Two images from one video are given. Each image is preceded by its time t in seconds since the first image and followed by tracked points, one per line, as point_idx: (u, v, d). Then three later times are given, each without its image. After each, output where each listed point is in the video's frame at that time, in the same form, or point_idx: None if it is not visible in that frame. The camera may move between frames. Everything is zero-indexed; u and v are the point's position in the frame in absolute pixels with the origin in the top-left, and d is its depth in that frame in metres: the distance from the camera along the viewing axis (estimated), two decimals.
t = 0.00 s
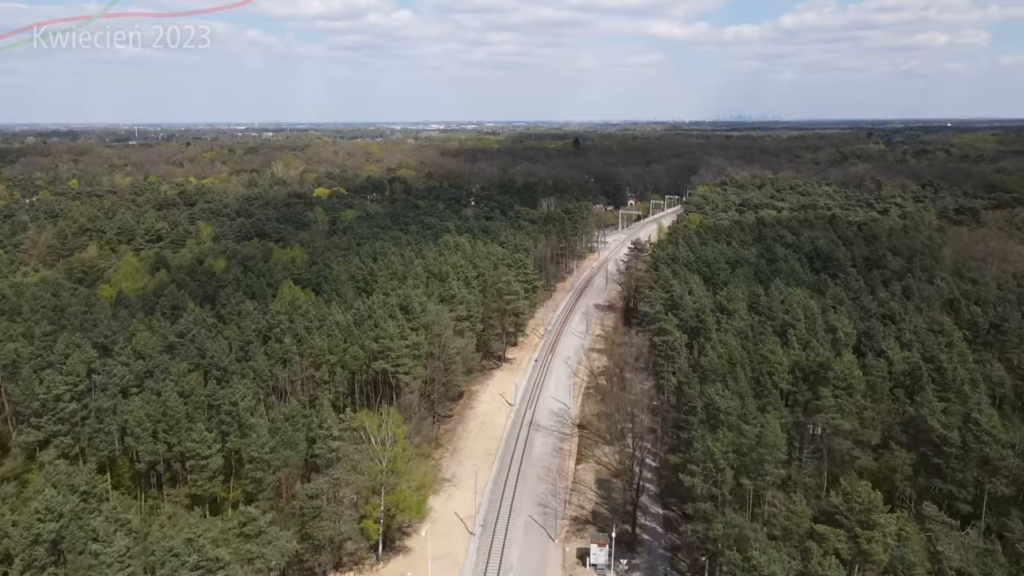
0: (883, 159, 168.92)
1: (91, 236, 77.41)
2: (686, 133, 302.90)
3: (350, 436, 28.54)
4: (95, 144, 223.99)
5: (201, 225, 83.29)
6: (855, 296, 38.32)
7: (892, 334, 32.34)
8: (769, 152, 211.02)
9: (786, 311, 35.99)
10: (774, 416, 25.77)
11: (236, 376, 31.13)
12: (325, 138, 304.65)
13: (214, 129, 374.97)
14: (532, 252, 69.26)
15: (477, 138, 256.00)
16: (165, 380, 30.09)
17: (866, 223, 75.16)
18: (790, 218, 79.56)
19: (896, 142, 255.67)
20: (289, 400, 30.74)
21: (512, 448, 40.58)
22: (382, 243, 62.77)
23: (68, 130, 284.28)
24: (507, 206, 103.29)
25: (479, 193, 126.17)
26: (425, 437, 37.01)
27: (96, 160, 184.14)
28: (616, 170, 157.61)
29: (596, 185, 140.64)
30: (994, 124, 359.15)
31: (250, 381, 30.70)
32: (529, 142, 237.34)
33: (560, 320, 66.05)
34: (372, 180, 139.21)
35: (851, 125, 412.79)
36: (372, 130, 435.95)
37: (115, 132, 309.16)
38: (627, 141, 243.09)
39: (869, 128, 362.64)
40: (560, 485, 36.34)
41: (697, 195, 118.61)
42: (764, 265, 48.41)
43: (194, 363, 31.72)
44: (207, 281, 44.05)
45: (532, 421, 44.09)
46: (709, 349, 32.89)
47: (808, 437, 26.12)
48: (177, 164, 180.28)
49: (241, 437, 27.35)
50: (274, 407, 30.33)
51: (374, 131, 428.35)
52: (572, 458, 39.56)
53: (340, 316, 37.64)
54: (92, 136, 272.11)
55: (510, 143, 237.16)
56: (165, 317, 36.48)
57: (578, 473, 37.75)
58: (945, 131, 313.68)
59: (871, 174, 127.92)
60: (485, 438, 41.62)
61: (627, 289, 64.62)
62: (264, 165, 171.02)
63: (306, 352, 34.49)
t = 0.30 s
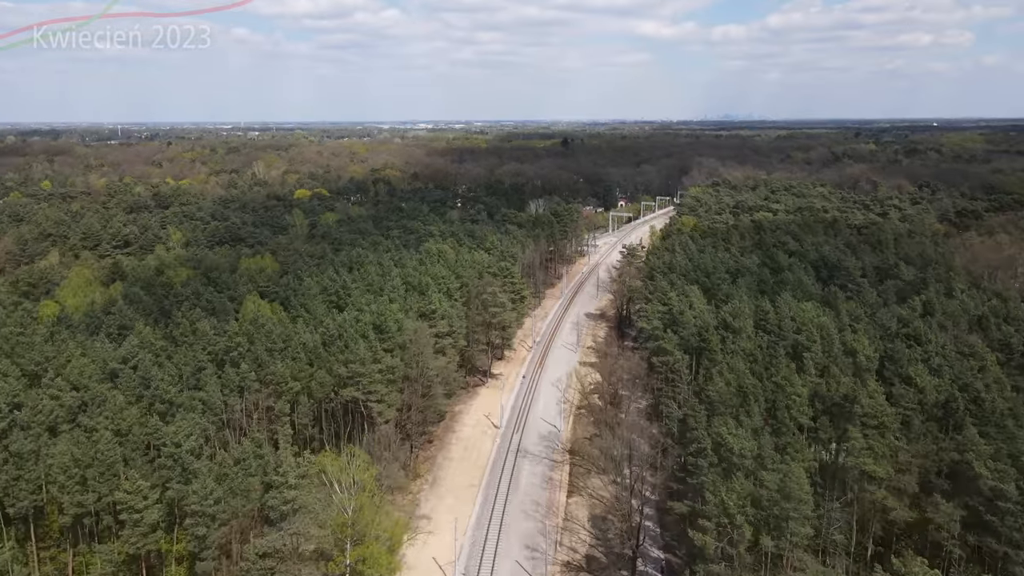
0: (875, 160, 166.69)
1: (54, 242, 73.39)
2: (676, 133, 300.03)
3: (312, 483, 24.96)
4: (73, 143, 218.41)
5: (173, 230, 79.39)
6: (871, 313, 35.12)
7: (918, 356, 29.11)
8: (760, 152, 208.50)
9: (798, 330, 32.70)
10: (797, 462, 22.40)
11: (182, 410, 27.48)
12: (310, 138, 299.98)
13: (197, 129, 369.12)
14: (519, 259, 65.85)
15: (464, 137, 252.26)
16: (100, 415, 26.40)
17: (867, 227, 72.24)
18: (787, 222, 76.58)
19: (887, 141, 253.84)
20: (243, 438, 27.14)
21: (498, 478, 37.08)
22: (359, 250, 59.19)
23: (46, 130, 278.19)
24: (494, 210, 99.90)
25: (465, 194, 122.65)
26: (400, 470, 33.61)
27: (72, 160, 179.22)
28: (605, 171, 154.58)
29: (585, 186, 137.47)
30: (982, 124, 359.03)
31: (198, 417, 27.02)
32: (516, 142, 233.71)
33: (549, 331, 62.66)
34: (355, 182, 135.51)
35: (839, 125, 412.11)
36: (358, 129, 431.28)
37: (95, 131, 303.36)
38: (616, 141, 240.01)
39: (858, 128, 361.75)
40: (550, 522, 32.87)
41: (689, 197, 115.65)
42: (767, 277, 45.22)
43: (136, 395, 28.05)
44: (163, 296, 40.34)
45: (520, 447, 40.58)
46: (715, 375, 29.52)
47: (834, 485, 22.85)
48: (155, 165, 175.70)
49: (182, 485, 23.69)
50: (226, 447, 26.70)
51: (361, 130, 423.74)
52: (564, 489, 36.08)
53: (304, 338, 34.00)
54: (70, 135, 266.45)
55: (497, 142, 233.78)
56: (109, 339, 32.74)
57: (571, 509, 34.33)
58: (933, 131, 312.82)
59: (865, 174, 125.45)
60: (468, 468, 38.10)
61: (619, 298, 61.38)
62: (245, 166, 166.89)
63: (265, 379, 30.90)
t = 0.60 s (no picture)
0: (873, 160, 163.85)
1: (19, 249, 69.64)
2: (669, 133, 297.27)
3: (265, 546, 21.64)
4: (55, 142, 213.70)
5: (146, 236, 75.65)
6: (895, 334, 31.83)
7: (957, 387, 25.84)
8: (755, 152, 205.70)
9: (817, 355, 29.35)
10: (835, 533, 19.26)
11: (117, 455, 23.87)
12: (299, 138, 295.47)
13: (184, 128, 364.27)
14: (509, 267, 62.45)
15: (456, 137, 248.62)
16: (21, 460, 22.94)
17: (872, 231, 69.18)
18: (789, 227, 73.38)
19: (884, 141, 251.19)
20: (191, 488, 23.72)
21: (485, 515, 33.62)
22: (339, 258, 55.63)
23: (29, 128, 273.30)
24: (483, 214, 96.48)
25: (455, 196, 119.15)
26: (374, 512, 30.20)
27: (53, 160, 175.02)
28: (598, 171, 151.42)
29: (578, 187, 134.25)
30: (975, 124, 357.86)
31: (138, 462, 23.64)
32: (508, 142, 230.10)
33: (541, 343, 59.25)
34: (342, 183, 131.91)
35: (832, 125, 410.26)
36: (348, 129, 426.86)
37: (79, 130, 298.33)
38: (610, 141, 236.76)
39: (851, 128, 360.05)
40: (542, 569, 29.50)
41: (685, 199, 112.58)
42: (776, 291, 41.94)
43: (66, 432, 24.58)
44: (117, 313, 36.79)
45: (509, 477, 37.10)
46: (729, 409, 26.19)
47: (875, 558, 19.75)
48: (138, 165, 171.59)
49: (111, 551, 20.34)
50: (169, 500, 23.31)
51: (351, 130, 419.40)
52: (557, 528, 32.66)
53: (267, 365, 30.39)
54: (53, 135, 261.62)
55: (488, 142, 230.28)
56: (47, 366, 29.24)
57: (566, 554, 30.99)
58: (927, 130, 310.84)
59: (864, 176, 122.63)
60: (452, 503, 34.66)
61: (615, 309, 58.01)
62: (230, 167, 162.88)
63: (218, 414, 27.30)
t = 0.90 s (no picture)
0: (870, 161, 161.30)
1: None
2: (663, 133, 294.39)
3: None
4: (36, 142, 209.13)
5: (117, 241, 71.96)
6: (928, 358, 28.58)
7: (1009, 426, 22.64)
8: (750, 152, 202.73)
9: (843, 385, 26.18)
10: None
11: (33, 515, 20.61)
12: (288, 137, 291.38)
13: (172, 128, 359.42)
14: (499, 275, 59.02)
15: (447, 138, 244.88)
16: None
17: (880, 237, 66.08)
18: (792, 231, 70.32)
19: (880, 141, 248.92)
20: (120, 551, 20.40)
21: (470, 558, 30.10)
22: (316, 267, 52.10)
23: (13, 127, 268.00)
24: (474, 217, 93.13)
25: (445, 198, 115.63)
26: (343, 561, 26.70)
27: (32, 160, 170.48)
28: (592, 172, 148.18)
29: (571, 188, 131.01)
30: (968, 123, 356.65)
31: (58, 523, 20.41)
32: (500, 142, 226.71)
33: (534, 357, 55.86)
34: (329, 184, 128.21)
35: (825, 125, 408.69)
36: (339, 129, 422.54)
37: (64, 129, 293.13)
38: (602, 142, 233.76)
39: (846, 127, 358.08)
40: None
41: (681, 201, 109.55)
42: (787, 307, 38.74)
43: None
44: (63, 333, 33.31)
45: (498, 512, 33.59)
46: (750, 450, 22.99)
47: None
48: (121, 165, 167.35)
49: None
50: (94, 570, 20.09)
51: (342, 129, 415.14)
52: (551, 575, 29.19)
53: (223, 396, 26.86)
54: (37, 134, 256.67)
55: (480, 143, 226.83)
56: None
57: None
58: (922, 130, 309.01)
59: (864, 176, 119.80)
60: (435, 544, 31.17)
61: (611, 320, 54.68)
62: (214, 167, 158.86)
63: (161, 458, 23.87)
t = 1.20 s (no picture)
0: (868, 161, 158.80)
1: None
2: (657, 132, 292.18)
3: None
4: (17, 141, 204.51)
5: (87, 247, 68.22)
6: (973, 393, 25.58)
7: None
8: (746, 152, 199.93)
9: (885, 425, 22.82)
10: None
11: None
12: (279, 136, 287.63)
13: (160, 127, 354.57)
14: (490, 285, 55.70)
15: (439, 138, 241.22)
16: None
17: (891, 243, 63.08)
18: (796, 236, 67.44)
19: (877, 141, 246.14)
20: None
21: None
22: (293, 277, 48.68)
23: None
24: (464, 221, 89.82)
25: (435, 200, 112.19)
26: None
27: (11, 160, 165.81)
28: (586, 172, 144.99)
29: (565, 189, 127.81)
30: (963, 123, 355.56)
31: None
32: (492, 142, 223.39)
33: (527, 372, 52.50)
34: (315, 186, 124.57)
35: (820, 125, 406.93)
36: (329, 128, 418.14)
37: (49, 128, 287.96)
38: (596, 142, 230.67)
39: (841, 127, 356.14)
40: None
41: (679, 203, 106.47)
42: (803, 326, 35.65)
43: None
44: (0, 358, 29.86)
45: (487, 557, 30.21)
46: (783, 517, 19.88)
47: None
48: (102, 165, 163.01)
49: None
50: None
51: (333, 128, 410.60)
52: None
53: (168, 438, 23.42)
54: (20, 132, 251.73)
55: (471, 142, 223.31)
56: None
57: None
58: (917, 130, 307.25)
59: (865, 177, 117.14)
60: None
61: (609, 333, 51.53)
62: (200, 167, 154.86)
63: (89, 517, 20.76)
